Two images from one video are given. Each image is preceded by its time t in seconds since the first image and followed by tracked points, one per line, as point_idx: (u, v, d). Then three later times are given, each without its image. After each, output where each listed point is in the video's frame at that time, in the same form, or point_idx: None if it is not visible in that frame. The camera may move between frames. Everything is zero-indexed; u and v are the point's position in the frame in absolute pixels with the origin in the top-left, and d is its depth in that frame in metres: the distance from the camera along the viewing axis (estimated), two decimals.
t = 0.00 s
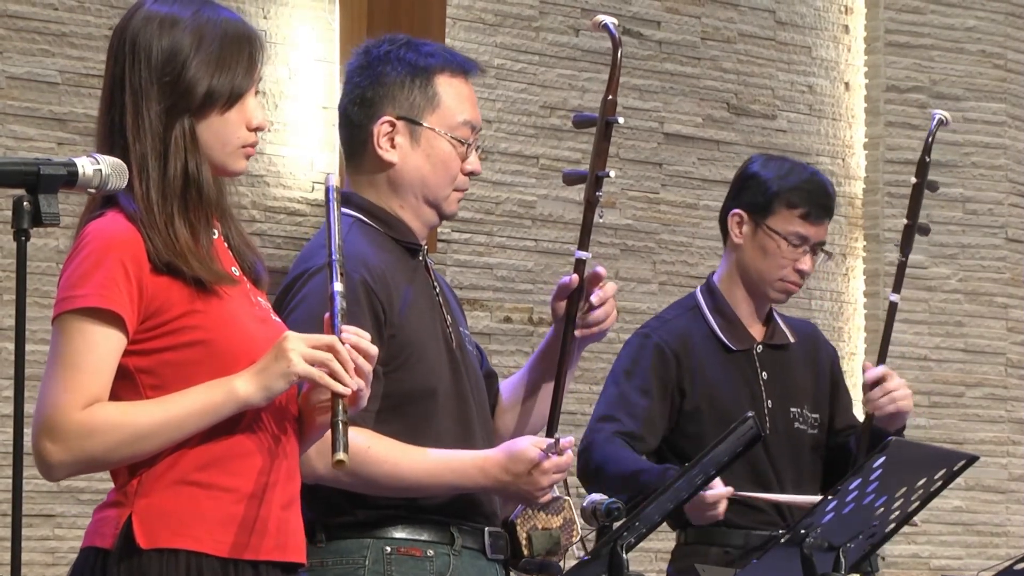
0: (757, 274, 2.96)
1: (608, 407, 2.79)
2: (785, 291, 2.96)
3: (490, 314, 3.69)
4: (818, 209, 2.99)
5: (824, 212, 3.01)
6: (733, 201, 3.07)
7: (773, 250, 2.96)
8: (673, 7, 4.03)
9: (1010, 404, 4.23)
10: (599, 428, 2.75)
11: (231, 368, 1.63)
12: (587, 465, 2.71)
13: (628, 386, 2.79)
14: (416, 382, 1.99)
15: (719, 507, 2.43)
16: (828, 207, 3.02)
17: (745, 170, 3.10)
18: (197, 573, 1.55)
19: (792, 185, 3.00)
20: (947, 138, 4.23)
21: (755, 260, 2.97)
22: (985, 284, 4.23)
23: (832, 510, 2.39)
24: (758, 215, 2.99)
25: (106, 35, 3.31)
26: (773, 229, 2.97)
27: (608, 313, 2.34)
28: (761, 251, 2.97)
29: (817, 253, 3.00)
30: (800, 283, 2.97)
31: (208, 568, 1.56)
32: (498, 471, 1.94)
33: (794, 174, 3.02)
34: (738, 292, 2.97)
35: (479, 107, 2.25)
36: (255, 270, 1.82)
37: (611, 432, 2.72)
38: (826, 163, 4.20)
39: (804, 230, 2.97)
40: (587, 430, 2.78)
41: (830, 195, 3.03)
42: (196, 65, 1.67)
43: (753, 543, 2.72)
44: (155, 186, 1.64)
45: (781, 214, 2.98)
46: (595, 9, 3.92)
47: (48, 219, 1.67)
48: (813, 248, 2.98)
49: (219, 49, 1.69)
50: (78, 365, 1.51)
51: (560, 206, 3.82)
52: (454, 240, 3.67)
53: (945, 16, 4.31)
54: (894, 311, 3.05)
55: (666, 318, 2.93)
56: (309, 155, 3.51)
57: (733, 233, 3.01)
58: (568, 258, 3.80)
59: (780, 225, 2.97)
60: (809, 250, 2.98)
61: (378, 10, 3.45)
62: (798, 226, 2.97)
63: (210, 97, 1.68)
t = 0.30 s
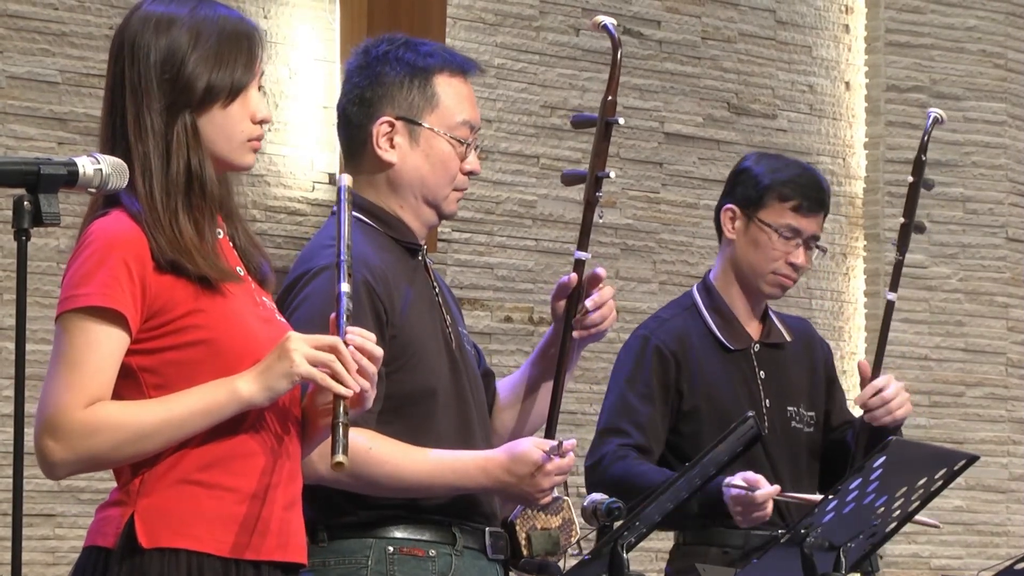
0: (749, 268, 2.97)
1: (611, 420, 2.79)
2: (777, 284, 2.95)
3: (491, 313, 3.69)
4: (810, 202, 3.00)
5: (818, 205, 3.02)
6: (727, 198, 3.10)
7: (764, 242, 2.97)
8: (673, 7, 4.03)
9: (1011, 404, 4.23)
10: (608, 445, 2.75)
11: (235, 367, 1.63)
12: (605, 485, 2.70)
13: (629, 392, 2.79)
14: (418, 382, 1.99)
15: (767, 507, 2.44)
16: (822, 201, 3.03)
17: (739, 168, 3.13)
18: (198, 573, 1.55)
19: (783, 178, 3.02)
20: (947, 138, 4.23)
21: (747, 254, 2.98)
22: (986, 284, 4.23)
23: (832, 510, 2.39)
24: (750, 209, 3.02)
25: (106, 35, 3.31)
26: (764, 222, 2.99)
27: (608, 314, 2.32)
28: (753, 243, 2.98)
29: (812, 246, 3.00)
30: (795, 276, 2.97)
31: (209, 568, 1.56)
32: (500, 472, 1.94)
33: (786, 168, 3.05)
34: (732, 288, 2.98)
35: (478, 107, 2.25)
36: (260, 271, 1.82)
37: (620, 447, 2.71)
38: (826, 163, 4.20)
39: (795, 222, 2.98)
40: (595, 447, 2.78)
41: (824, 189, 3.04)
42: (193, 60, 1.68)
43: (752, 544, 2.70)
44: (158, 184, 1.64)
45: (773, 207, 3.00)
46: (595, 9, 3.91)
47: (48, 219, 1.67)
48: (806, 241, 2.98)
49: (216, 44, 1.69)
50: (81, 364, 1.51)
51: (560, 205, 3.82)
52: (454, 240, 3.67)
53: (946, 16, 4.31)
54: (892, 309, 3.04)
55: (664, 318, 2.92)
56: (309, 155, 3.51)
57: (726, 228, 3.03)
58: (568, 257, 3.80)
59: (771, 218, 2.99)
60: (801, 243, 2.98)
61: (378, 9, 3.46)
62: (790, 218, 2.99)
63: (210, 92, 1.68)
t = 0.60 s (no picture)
0: (748, 265, 2.97)
1: (613, 421, 2.78)
2: (779, 279, 2.95)
3: (494, 314, 3.69)
4: (807, 196, 3.00)
5: (814, 199, 3.02)
6: (723, 195, 3.10)
7: (763, 238, 2.97)
8: (677, 7, 4.03)
9: (1014, 404, 4.24)
10: (611, 448, 2.75)
11: (240, 369, 1.63)
12: (610, 489, 2.71)
13: (631, 392, 2.79)
14: (421, 384, 2.00)
15: (782, 504, 2.46)
16: (818, 194, 3.03)
17: (735, 165, 3.13)
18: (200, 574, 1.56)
19: (779, 172, 3.02)
20: (950, 138, 4.23)
21: (745, 251, 2.98)
22: (989, 284, 4.23)
23: (836, 510, 2.40)
24: (746, 206, 3.02)
25: (109, 35, 3.31)
26: (761, 219, 2.99)
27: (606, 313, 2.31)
28: (752, 240, 2.98)
29: (811, 240, 3.00)
30: (795, 271, 2.97)
31: (213, 570, 1.57)
32: (504, 473, 1.94)
33: (781, 162, 3.05)
34: (732, 286, 2.98)
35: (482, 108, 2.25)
36: (268, 272, 1.82)
37: (624, 449, 2.72)
38: (830, 163, 4.19)
39: (792, 216, 2.98)
40: (597, 451, 2.78)
41: (820, 181, 3.04)
42: (196, 58, 1.68)
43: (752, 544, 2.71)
44: (163, 183, 1.65)
45: (770, 202, 3.00)
46: (598, 9, 3.91)
47: (51, 219, 1.66)
48: (804, 236, 2.98)
49: (218, 42, 1.70)
50: (87, 365, 1.51)
51: (563, 206, 3.82)
52: (457, 240, 3.67)
53: (949, 16, 4.31)
54: (892, 308, 3.04)
55: (664, 316, 2.92)
56: (312, 155, 3.51)
57: (723, 226, 3.03)
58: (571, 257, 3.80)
59: (768, 214, 2.99)
60: (800, 238, 2.98)
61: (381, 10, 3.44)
62: (787, 213, 2.99)
63: (212, 88, 1.68)
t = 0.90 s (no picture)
0: (749, 271, 2.96)
1: (615, 423, 2.78)
2: (777, 288, 2.94)
3: (496, 314, 3.69)
4: (814, 207, 2.98)
5: (822, 210, 2.99)
6: (732, 195, 3.09)
7: (765, 246, 2.95)
8: (679, 7, 4.03)
9: (1016, 404, 4.24)
10: (616, 450, 2.75)
11: (242, 371, 1.63)
12: (617, 492, 2.71)
13: (632, 392, 2.79)
14: (423, 385, 2.00)
15: (797, 502, 2.47)
16: (826, 205, 3.00)
17: (747, 165, 3.11)
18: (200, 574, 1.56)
19: (789, 181, 2.99)
20: (952, 138, 4.23)
21: (747, 257, 2.97)
22: (991, 284, 4.23)
23: (838, 510, 2.41)
24: (753, 210, 3.00)
25: (112, 35, 3.30)
26: (766, 226, 2.97)
27: (604, 316, 2.31)
28: (754, 247, 2.97)
29: (813, 252, 2.98)
30: (795, 281, 2.96)
31: (212, 571, 1.57)
32: (506, 473, 1.95)
33: (792, 170, 3.01)
34: (732, 291, 2.98)
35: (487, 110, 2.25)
36: (270, 273, 1.82)
37: (629, 451, 2.72)
38: (832, 163, 4.20)
39: (796, 227, 2.96)
40: (600, 454, 2.78)
41: (829, 191, 3.01)
42: (202, 58, 1.68)
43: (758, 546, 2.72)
44: (167, 183, 1.65)
45: (776, 210, 2.98)
46: (600, 9, 3.91)
47: (54, 220, 1.66)
48: (807, 247, 2.96)
49: (224, 42, 1.70)
50: (88, 365, 1.51)
51: (565, 206, 3.82)
52: (460, 240, 3.67)
53: (952, 16, 4.31)
54: (889, 308, 3.04)
55: (664, 316, 2.92)
56: (314, 155, 3.51)
57: (728, 228, 3.02)
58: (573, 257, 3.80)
59: (773, 222, 2.97)
60: (802, 248, 2.96)
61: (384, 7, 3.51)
62: (791, 222, 2.97)
63: (219, 89, 1.68)
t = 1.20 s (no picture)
0: (744, 277, 2.96)
1: (622, 427, 2.77)
2: (767, 297, 2.93)
3: (496, 314, 3.70)
4: (815, 221, 2.95)
5: (823, 225, 2.96)
6: (741, 200, 3.09)
7: (760, 254, 2.94)
8: (679, 7, 4.03)
9: (1016, 404, 4.24)
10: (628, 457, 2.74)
11: (240, 371, 1.63)
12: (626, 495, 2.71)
13: (632, 392, 2.79)
14: (422, 385, 2.00)
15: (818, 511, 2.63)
16: (829, 220, 2.98)
17: (760, 172, 3.09)
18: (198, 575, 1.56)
19: (791, 193, 2.97)
20: (953, 138, 4.23)
21: (744, 263, 2.97)
22: (992, 284, 4.23)
23: (839, 510, 2.42)
24: (754, 216, 3.00)
25: (113, 35, 3.30)
26: (764, 234, 2.96)
27: (603, 318, 2.31)
28: (750, 254, 2.96)
29: (809, 264, 2.95)
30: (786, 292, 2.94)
31: (211, 571, 1.57)
32: (505, 474, 1.95)
33: (798, 183, 2.98)
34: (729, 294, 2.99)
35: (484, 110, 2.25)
36: (271, 274, 1.82)
37: (642, 459, 2.72)
38: (832, 163, 4.20)
39: (794, 238, 2.94)
40: (612, 459, 2.76)
41: (835, 207, 2.99)
42: (207, 59, 1.68)
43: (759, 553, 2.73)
44: (168, 184, 1.65)
45: (776, 220, 2.96)
46: (601, 9, 3.91)
47: (54, 220, 1.65)
48: (802, 259, 2.94)
49: (230, 44, 1.70)
50: (85, 365, 1.51)
51: (565, 206, 3.82)
52: (460, 241, 3.67)
53: (952, 16, 4.31)
54: (890, 309, 3.04)
55: (665, 317, 2.92)
56: (315, 155, 3.51)
57: (732, 232, 3.04)
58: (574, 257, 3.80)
59: (772, 231, 2.96)
60: (798, 259, 2.94)
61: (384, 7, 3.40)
62: (790, 233, 2.95)
63: (222, 91, 1.68)
